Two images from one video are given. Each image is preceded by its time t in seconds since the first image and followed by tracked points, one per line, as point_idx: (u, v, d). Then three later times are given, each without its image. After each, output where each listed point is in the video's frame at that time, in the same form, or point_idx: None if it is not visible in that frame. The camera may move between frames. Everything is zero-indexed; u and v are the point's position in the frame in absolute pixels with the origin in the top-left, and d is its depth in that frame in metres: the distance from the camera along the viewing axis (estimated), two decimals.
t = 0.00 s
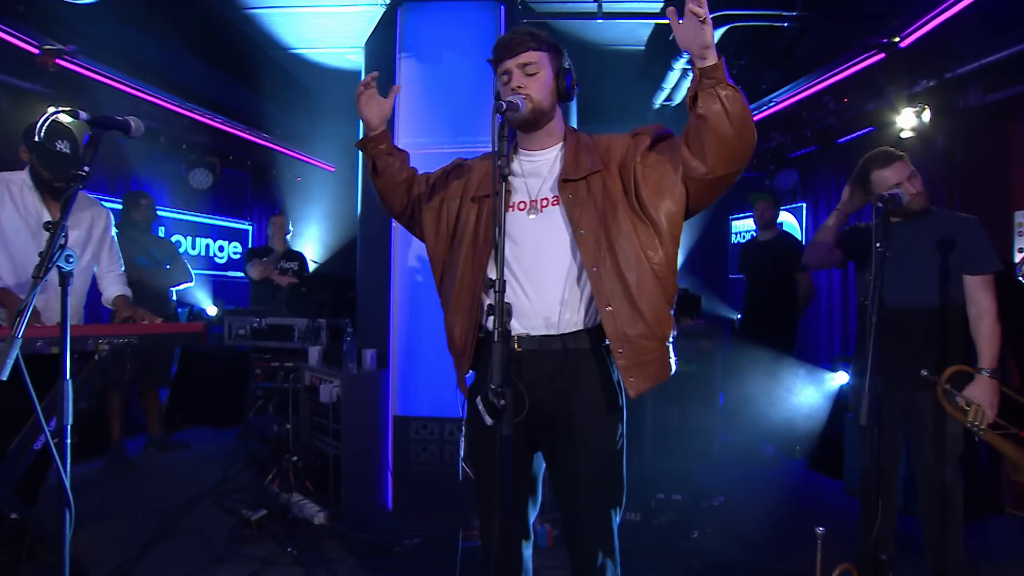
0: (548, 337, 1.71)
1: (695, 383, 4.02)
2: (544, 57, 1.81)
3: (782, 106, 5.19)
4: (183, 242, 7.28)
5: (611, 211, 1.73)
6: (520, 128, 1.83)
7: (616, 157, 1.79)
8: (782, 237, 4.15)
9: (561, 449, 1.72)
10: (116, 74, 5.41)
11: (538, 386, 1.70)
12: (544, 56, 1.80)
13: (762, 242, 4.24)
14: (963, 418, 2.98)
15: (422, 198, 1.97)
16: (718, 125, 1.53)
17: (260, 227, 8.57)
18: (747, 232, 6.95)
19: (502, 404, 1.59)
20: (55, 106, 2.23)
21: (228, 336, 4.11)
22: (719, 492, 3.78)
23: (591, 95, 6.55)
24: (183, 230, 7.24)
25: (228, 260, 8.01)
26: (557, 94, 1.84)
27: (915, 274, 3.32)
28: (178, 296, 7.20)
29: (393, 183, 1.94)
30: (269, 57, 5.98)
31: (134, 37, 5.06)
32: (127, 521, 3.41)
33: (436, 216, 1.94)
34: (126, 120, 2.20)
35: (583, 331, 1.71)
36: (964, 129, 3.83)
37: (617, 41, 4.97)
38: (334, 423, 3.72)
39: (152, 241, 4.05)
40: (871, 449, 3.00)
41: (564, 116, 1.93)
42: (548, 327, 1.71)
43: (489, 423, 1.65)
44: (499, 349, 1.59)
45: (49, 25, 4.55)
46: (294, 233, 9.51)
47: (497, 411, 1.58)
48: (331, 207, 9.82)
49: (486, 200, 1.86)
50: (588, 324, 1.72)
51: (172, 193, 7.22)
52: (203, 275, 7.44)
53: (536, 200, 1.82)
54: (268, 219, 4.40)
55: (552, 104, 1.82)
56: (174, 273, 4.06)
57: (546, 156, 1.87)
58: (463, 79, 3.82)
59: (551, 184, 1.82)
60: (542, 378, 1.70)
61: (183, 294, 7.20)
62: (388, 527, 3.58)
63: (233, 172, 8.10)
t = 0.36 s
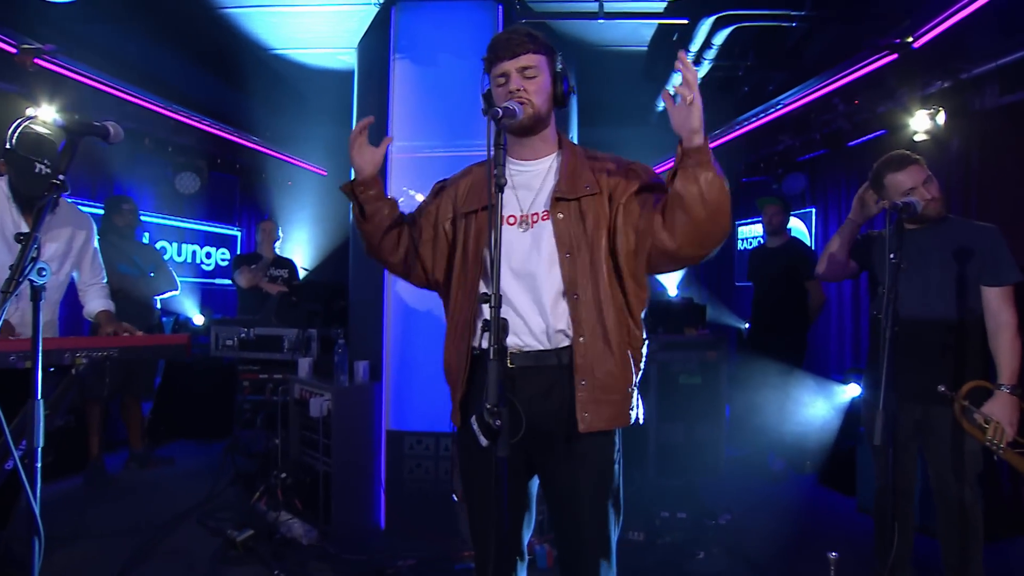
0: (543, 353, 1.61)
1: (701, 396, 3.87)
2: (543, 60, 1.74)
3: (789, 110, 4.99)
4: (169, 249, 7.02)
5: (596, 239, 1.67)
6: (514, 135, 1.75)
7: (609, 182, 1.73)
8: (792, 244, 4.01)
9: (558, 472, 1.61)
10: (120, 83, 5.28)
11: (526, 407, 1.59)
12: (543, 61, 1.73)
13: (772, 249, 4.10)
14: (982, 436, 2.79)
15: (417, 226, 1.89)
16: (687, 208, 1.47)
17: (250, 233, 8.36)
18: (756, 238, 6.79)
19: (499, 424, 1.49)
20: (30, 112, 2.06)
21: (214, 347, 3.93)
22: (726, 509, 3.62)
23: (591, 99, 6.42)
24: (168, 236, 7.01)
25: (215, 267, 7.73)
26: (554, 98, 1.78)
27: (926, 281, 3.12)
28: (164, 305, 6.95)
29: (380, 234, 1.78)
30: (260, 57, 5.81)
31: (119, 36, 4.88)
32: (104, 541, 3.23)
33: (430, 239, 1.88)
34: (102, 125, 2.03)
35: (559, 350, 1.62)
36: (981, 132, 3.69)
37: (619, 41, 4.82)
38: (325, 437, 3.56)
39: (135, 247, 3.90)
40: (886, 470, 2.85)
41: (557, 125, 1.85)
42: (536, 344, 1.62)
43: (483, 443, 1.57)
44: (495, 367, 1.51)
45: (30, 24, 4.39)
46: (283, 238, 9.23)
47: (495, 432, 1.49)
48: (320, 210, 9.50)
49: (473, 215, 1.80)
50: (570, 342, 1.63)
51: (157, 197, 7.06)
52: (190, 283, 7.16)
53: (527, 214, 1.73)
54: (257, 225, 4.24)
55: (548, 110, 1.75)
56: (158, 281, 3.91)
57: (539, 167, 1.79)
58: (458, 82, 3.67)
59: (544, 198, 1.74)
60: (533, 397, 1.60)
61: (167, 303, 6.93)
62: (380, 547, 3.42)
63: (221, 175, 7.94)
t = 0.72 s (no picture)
0: (531, 365, 1.63)
1: (703, 407, 3.74)
2: (524, 60, 1.76)
3: (792, 110, 4.91)
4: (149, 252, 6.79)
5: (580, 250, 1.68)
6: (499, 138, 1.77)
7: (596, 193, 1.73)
8: (797, 248, 3.87)
9: (548, 489, 1.63)
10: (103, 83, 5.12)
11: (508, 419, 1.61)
12: (524, 61, 1.75)
13: (776, 253, 3.96)
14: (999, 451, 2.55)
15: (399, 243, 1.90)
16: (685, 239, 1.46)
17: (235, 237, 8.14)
18: (757, 242, 6.62)
19: (492, 441, 1.48)
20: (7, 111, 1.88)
21: (197, 357, 3.74)
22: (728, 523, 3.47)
23: (589, 99, 6.26)
24: (149, 239, 6.79)
25: (198, 271, 7.52)
26: (537, 101, 1.81)
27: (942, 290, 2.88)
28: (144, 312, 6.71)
29: (358, 264, 1.78)
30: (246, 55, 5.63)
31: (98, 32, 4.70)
32: (73, 564, 3.05)
33: (414, 259, 1.86)
34: (73, 127, 1.81)
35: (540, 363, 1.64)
36: (995, 133, 3.54)
37: (617, 40, 4.69)
38: (311, 451, 3.40)
39: (112, 252, 3.72)
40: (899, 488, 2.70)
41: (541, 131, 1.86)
42: (519, 354, 1.64)
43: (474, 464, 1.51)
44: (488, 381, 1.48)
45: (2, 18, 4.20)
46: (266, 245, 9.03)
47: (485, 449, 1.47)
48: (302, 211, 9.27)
49: (454, 227, 1.79)
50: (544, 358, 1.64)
51: (137, 200, 6.80)
52: (170, 288, 6.91)
53: (511, 223, 1.75)
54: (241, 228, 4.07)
55: (531, 112, 1.77)
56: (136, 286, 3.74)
57: (524, 173, 1.81)
58: (450, 80, 3.52)
59: (527, 207, 1.76)
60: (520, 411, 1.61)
61: (148, 308, 6.73)
62: (367, 567, 3.26)
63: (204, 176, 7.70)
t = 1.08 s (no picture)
0: (543, 381, 1.64)
1: (710, 418, 3.60)
2: (529, 69, 1.81)
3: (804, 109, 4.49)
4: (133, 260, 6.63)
5: (585, 260, 1.72)
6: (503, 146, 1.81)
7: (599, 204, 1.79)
8: (805, 252, 3.72)
9: (563, 506, 1.61)
10: (95, 89, 4.95)
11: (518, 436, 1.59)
12: (529, 68, 1.80)
13: (785, 257, 3.81)
14: None
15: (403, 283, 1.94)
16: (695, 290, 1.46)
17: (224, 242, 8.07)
18: (767, 245, 6.62)
19: (493, 463, 1.47)
20: None
21: (185, 369, 3.57)
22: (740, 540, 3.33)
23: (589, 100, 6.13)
24: (133, 247, 6.63)
25: (185, 279, 7.35)
26: (542, 109, 1.85)
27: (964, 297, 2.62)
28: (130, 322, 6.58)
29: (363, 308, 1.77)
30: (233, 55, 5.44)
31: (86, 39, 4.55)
32: None
33: (419, 276, 1.92)
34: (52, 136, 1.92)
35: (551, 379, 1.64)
36: (1013, 132, 3.42)
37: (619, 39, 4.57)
38: (304, 467, 3.23)
39: (94, 260, 3.60)
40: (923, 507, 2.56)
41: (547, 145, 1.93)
42: (529, 363, 1.65)
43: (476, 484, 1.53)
44: (489, 401, 1.48)
45: None
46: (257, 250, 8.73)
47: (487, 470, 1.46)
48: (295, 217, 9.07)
49: (461, 236, 1.84)
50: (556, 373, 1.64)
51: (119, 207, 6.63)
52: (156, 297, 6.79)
53: (518, 233, 1.80)
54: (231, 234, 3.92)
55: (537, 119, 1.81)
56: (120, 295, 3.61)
57: (529, 184, 1.86)
58: (448, 81, 3.38)
59: (534, 215, 1.81)
60: (531, 426, 1.61)
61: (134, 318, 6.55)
62: None
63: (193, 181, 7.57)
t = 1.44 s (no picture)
0: (547, 403, 1.51)
1: (715, 435, 3.47)
2: (530, 78, 1.71)
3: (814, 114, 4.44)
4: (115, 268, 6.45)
5: (599, 271, 1.58)
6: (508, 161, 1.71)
7: (613, 211, 1.65)
8: (813, 261, 3.54)
9: (566, 537, 1.48)
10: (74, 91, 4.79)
11: (519, 458, 1.48)
12: (530, 78, 1.71)
13: (792, 267, 3.64)
14: None
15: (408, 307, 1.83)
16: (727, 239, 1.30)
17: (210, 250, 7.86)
18: (774, 253, 6.53)
19: (489, 488, 1.38)
20: None
21: (168, 383, 3.40)
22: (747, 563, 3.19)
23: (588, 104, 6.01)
24: (114, 254, 6.45)
25: (170, 288, 7.16)
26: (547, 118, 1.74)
27: (983, 313, 2.42)
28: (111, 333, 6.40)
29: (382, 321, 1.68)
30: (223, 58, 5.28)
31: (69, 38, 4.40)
32: None
33: (424, 296, 1.82)
34: (28, 142, 1.80)
35: (560, 402, 1.51)
36: None
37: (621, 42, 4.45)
38: (292, 486, 3.11)
39: (72, 268, 3.52)
40: (942, 534, 2.42)
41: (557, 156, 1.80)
42: (534, 382, 1.52)
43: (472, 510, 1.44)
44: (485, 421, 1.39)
45: None
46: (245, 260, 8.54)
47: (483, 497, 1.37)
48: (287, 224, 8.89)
49: (464, 256, 1.74)
50: (564, 397, 1.52)
51: (101, 213, 6.57)
52: (138, 307, 6.61)
53: (527, 248, 1.68)
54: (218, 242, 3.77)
55: (544, 129, 1.70)
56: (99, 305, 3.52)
57: (540, 196, 1.74)
58: (446, 84, 3.25)
59: (541, 230, 1.68)
60: (532, 448, 1.49)
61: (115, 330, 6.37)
62: None
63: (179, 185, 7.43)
